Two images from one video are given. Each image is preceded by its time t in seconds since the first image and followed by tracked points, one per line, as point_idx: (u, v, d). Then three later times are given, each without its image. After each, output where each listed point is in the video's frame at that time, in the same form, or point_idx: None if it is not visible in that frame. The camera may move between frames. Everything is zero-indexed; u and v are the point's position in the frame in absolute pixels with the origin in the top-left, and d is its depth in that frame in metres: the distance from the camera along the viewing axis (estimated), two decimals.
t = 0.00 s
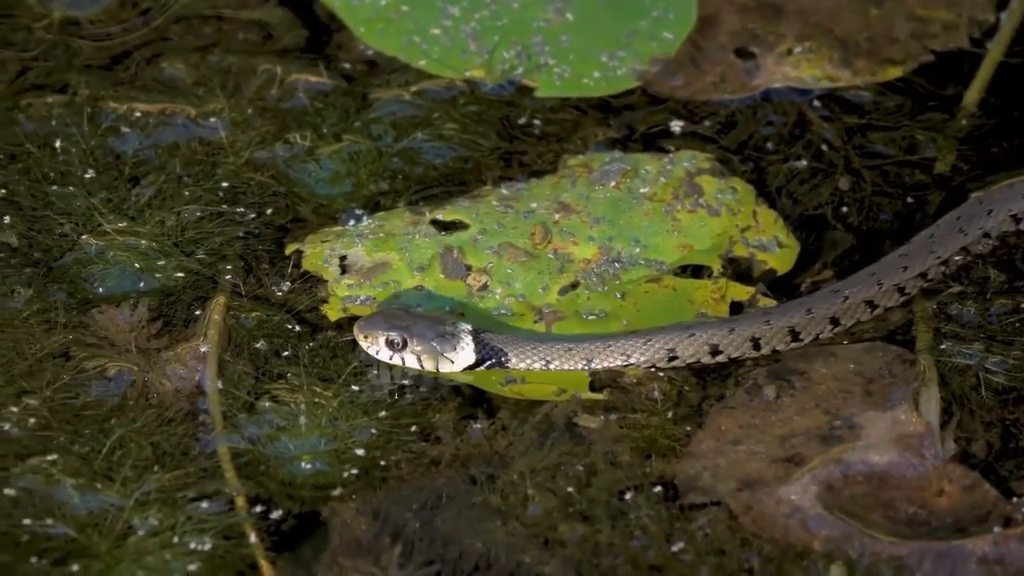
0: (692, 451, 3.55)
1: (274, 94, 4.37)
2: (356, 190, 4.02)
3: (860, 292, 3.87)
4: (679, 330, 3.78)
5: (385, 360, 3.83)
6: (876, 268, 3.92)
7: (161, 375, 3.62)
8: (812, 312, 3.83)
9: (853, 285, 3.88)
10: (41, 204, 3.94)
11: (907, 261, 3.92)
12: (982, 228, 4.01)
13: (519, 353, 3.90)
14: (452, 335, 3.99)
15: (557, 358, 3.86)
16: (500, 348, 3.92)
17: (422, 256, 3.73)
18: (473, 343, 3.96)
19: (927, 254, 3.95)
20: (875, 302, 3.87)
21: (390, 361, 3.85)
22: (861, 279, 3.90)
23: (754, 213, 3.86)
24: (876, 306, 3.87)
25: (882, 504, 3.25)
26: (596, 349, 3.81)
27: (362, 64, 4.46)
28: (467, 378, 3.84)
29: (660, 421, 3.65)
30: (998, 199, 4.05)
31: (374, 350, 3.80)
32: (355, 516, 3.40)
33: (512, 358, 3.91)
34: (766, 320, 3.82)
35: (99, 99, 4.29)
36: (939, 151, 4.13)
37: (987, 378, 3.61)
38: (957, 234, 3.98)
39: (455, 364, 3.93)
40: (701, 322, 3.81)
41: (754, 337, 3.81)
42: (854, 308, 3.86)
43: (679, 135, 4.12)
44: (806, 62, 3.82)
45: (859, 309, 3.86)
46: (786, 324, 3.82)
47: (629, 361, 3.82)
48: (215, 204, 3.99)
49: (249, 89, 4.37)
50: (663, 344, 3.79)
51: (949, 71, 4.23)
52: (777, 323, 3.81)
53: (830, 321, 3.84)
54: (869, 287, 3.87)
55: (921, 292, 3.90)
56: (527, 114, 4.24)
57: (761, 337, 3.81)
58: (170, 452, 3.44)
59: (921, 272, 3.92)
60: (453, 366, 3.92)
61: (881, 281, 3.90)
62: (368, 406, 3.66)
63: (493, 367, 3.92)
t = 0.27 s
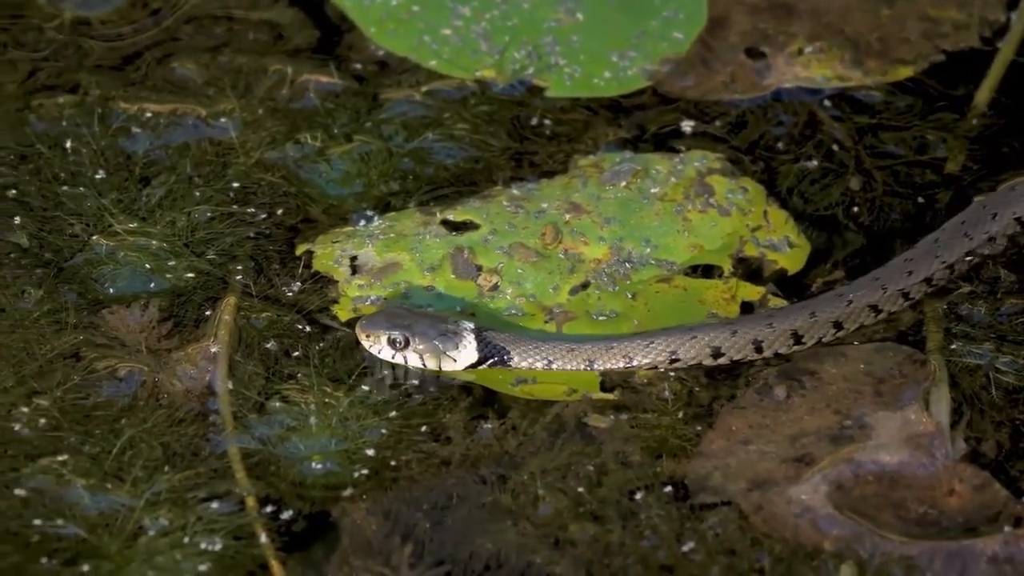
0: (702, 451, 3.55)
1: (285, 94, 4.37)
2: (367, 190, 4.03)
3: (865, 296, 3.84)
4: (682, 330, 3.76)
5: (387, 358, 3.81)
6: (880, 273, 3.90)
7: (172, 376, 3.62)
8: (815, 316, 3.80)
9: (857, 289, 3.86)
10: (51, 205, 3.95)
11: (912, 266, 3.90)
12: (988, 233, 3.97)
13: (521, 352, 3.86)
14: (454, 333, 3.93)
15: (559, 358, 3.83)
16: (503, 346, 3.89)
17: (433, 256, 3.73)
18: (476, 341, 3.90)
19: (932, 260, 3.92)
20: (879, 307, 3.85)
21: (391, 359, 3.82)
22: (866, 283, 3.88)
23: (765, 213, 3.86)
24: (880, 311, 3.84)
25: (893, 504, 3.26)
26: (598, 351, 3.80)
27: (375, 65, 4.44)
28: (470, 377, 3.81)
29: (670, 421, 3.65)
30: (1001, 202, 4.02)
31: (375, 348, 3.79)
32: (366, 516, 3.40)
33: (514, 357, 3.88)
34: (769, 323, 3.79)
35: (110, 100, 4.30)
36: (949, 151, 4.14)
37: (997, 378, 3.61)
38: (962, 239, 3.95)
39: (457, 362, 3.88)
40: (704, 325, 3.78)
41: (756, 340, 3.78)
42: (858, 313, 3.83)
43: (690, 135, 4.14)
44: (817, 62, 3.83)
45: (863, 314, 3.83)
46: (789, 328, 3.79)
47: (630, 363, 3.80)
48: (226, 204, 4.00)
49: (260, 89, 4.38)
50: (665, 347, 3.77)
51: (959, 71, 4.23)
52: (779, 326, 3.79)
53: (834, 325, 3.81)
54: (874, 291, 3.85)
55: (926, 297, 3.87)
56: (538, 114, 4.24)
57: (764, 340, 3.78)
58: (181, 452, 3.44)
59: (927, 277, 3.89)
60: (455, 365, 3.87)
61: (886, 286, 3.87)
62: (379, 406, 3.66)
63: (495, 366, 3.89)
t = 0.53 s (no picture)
0: (713, 451, 3.54)
1: (296, 95, 4.36)
2: (377, 190, 4.03)
3: (867, 299, 3.83)
4: (683, 332, 3.77)
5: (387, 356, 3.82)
6: (884, 277, 3.89)
7: (183, 376, 3.61)
8: (817, 318, 3.79)
9: (860, 292, 3.85)
10: (61, 205, 3.95)
11: (915, 270, 3.88)
12: (993, 237, 3.95)
13: (523, 350, 3.84)
14: (455, 331, 3.92)
15: (561, 358, 3.80)
16: (505, 344, 3.86)
17: (444, 256, 3.73)
18: (477, 338, 3.90)
19: (936, 264, 3.91)
20: (882, 310, 3.84)
21: (392, 357, 3.83)
22: (869, 286, 3.87)
23: (776, 212, 3.86)
24: (882, 314, 3.84)
25: (904, 504, 3.25)
26: (599, 352, 3.80)
27: (385, 64, 4.45)
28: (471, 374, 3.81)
29: (681, 421, 3.65)
30: (1004, 206, 4.00)
31: (376, 346, 3.80)
32: (377, 515, 3.40)
33: (516, 355, 3.85)
34: (771, 325, 3.79)
35: (121, 100, 4.30)
36: (960, 150, 4.13)
37: (1008, 378, 3.60)
38: (966, 243, 3.94)
39: (458, 360, 3.87)
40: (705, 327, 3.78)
41: (757, 342, 3.78)
42: (860, 316, 3.82)
43: (701, 134, 4.13)
44: (827, 61, 3.84)
45: (866, 317, 3.83)
46: (790, 330, 3.79)
47: (631, 364, 3.81)
48: (236, 204, 4.00)
49: (271, 89, 4.37)
50: (665, 347, 3.78)
51: (970, 71, 4.23)
52: (781, 328, 3.78)
53: (836, 328, 3.81)
54: (877, 294, 3.84)
55: (929, 301, 3.85)
56: (548, 113, 4.24)
57: (764, 342, 3.78)
58: (191, 452, 3.43)
59: (931, 281, 3.88)
60: (456, 362, 3.87)
61: (889, 289, 3.86)
62: (390, 406, 3.67)
63: (496, 363, 3.87)
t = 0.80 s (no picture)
0: (725, 456, 3.53)
1: (308, 97, 4.42)
2: (391, 194, 4.04)
3: (872, 306, 3.81)
4: (687, 338, 3.74)
5: (392, 358, 3.83)
6: (890, 285, 3.87)
7: (196, 380, 3.60)
8: (821, 324, 3.78)
9: (865, 299, 3.82)
10: (76, 209, 3.99)
11: (921, 279, 3.86)
12: (1000, 246, 3.91)
13: (527, 353, 3.82)
14: (459, 333, 3.86)
15: (564, 362, 3.76)
16: (509, 347, 3.84)
17: (457, 259, 3.73)
18: (480, 340, 3.85)
19: (942, 272, 3.88)
20: (887, 318, 3.82)
21: (397, 359, 3.84)
22: (874, 293, 3.84)
23: (789, 217, 3.85)
24: (887, 322, 3.82)
25: (917, 508, 3.23)
26: (602, 356, 3.75)
27: (397, 69, 4.52)
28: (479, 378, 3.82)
29: (695, 426, 3.64)
30: (1012, 214, 3.96)
31: (380, 348, 3.81)
32: (390, 520, 3.38)
33: (520, 358, 3.84)
34: (774, 331, 3.77)
35: (134, 103, 4.38)
36: (974, 154, 4.14)
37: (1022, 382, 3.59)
38: (973, 252, 3.91)
39: (462, 362, 3.85)
40: (709, 333, 3.76)
41: (760, 347, 3.78)
42: (864, 323, 3.80)
43: (714, 138, 4.13)
44: (840, 64, 3.96)
45: (870, 325, 3.81)
46: (794, 336, 3.77)
47: (634, 370, 3.77)
48: (249, 208, 4.01)
49: (284, 93, 4.43)
50: (668, 353, 3.76)
51: (980, 77, 4.29)
52: (784, 334, 3.76)
53: (840, 335, 3.79)
54: (882, 302, 3.82)
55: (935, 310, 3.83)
56: (562, 117, 4.27)
57: (767, 348, 3.77)
58: (205, 456, 3.42)
59: (937, 290, 3.85)
60: (460, 365, 3.85)
61: (894, 297, 3.84)
62: (404, 410, 3.66)
63: (500, 366, 3.86)
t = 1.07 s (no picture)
0: (740, 459, 3.52)
1: (323, 98, 4.45)
2: (406, 196, 4.05)
3: (875, 313, 3.81)
4: (689, 343, 3.73)
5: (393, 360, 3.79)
6: (894, 292, 3.86)
7: (211, 382, 3.60)
8: (823, 330, 3.77)
9: (868, 306, 3.82)
10: (90, 212, 3.99)
11: (925, 287, 3.87)
12: (1005, 255, 3.91)
13: (528, 354, 3.79)
14: (460, 334, 3.82)
15: (566, 363, 3.75)
16: (511, 348, 3.79)
17: (472, 262, 3.73)
18: (482, 341, 3.81)
19: (947, 280, 3.88)
20: (890, 325, 3.81)
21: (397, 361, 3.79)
22: (877, 300, 3.84)
23: (804, 219, 3.86)
24: (890, 330, 3.81)
25: (932, 510, 3.21)
26: (604, 359, 3.74)
27: (413, 72, 4.53)
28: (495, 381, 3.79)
29: (710, 428, 3.63)
30: (1018, 225, 3.97)
31: (381, 350, 3.77)
32: (405, 522, 3.36)
33: (521, 359, 3.80)
34: (776, 336, 3.76)
35: (149, 106, 4.38)
36: (989, 157, 4.13)
37: None
38: (978, 260, 3.90)
39: (463, 364, 3.83)
40: (711, 337, 3.74)
41: (761, 352, 3.75)
42: (867, 330, 3.79)
43: (729, 140, 4.10)
44: (855, 68, 3.99)
45: (873, 331, 3.79)
46: (795, 342, 3.78)
47: (635, 374, 3.78)
48: (264, 211, 4.02)
49: (299, 95, 4.45)
50: (669, 357, 3.74)
51: (997, 80, 4.28)
52: (786, 340, 3.76)
53: (842, 341, 3.79)
54: (885, 309, 3.82)
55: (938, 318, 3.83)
56: (577, 119, 4.28)
57: (769, 353, 3.76)
58: (220, 459, 3.42)
59: (940, 298, 3.85)
60: (460, 367, 3.83)
61: (898, 304, 3.84)
62: (418, 413, 3.66)
63: (502, 367, 3.82)
